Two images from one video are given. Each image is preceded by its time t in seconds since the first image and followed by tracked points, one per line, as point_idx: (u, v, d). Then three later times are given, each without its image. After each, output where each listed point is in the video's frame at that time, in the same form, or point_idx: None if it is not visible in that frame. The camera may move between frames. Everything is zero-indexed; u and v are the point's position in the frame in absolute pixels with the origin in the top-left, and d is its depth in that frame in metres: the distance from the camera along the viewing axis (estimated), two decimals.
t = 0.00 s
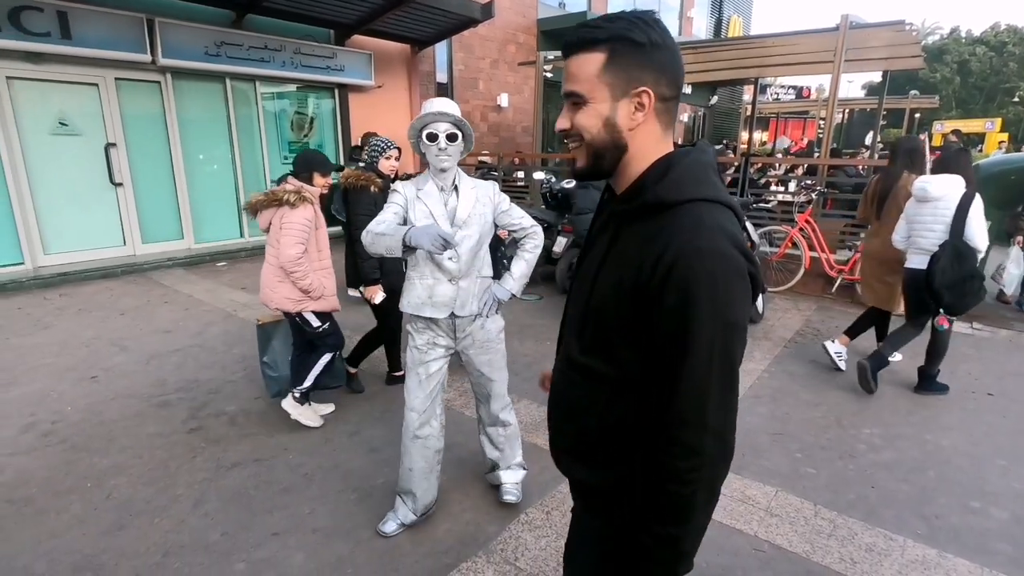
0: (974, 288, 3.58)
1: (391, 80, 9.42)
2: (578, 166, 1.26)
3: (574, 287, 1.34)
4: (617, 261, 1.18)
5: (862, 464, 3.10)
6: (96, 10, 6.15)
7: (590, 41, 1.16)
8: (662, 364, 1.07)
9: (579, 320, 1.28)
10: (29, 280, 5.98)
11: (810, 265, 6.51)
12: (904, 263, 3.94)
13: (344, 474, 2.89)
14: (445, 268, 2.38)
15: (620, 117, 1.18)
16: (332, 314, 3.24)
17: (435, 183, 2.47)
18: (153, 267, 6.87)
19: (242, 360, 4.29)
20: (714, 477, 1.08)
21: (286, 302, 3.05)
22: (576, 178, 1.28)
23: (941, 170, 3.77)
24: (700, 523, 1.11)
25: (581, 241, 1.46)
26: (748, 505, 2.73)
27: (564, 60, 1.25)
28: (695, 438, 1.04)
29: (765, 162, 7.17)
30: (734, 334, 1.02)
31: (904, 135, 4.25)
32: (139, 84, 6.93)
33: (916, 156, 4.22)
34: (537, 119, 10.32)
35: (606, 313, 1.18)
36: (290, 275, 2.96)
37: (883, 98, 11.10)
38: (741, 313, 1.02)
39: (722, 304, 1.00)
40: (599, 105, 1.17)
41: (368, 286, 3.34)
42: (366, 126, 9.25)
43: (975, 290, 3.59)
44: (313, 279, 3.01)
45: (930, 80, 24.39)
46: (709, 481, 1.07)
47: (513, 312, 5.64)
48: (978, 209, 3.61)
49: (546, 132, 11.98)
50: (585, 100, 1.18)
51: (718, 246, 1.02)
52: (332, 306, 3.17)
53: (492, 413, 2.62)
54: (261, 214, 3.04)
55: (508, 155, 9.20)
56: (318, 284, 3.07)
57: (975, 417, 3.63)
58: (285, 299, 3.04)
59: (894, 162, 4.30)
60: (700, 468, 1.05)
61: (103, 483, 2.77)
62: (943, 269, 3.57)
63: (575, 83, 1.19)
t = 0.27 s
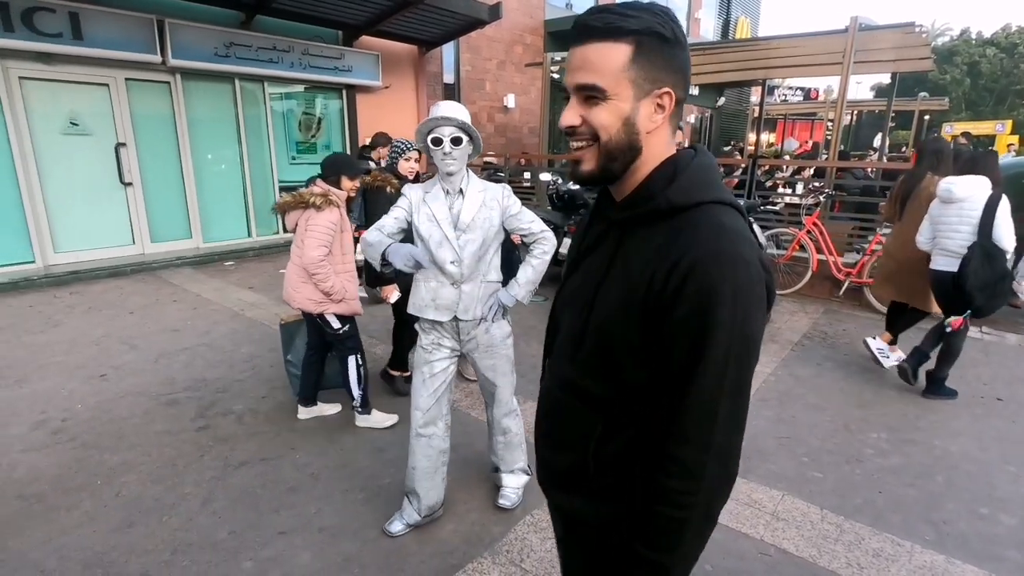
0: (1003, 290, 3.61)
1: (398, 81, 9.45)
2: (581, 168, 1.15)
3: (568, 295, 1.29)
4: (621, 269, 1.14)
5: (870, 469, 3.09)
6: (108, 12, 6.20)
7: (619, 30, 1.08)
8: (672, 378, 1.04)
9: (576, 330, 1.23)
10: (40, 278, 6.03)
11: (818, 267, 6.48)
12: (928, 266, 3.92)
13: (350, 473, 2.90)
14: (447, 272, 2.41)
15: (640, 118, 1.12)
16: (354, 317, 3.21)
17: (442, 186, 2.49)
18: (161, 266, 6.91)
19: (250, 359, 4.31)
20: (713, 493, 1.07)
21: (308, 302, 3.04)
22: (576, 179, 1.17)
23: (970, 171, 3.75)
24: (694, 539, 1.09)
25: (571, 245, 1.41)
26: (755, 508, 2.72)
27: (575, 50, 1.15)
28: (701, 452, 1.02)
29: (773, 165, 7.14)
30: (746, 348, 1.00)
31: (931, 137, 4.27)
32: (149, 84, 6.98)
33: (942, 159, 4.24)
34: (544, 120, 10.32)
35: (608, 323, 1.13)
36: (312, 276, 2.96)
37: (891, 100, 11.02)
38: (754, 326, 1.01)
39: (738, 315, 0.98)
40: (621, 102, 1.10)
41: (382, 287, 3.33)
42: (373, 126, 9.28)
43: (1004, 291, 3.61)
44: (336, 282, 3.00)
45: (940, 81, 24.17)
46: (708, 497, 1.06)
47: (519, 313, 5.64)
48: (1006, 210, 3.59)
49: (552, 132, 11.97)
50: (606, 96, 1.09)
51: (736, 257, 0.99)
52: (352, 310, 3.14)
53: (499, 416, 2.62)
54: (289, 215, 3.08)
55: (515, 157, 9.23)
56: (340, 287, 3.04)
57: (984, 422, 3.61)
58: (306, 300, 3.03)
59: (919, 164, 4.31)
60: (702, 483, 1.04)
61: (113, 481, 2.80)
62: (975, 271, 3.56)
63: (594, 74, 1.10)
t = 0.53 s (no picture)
0: None
1: (406, 83, 9.50)
2: (576, 175, 1.02)
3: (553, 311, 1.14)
4: (619, 278, 1.00)
5: (875, 475, 3.08)
6: (119, 14, 6.27)
7: (618, 24, 0.96)
8: (681, 400, 0.91)
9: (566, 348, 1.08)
10: (51, 277, 6.10)
11: (825, 272, 6.45)
12: (950, 271, 3.93)
13: (356, 474, 2.93)
14: (453, 275, 2.43)
15: (639, 119, 0.99)
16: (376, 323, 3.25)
17: (449, 190, 2.51)
18: (170, 266, 6.97)
19: (257, 359, 4.35)
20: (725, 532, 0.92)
21: (336, 309, 3.08)
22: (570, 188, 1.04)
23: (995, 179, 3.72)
24: None
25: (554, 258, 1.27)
26: (759, 514, 2.72)
27: (566, 46, 1.02)
28: (715, 483, 0.88)
29: (780, 169, 7.13)
30: (766, 362, 0.87)
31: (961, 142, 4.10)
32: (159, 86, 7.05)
33: (968, 164, 4.06)
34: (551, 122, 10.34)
35: (603, 335, 0.99)
36: (341, 284, 2.99)
37: (900, 103, 10.97)
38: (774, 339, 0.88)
39: (759, 325, 0.85)
40: (622, 102, 0.97)
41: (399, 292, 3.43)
42: (381, 127, 9.33)
43: None
44: (364, 289, 3.05)
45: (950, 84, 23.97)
46: (718, 538, 0.91)
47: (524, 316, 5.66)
48: None
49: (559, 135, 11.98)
50: (606, 95, 0.97)
51: (754, 260, 0.88)
52: (380, 317, 3.19)
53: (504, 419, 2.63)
54: (317, 222, 3.10)
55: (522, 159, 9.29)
56: (368, 294, 3.09)
57: (991, 430, 3.59)
58: (335, 306, 3.07)
59: (943, 168, 4.15)
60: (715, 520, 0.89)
61: (122, 479, 2.83)
62: (998, 277, 3.51)
63: (591, 72, 0.97)
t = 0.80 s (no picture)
0: None
1: (411, 88, 9.55)
2: (556, 186, 1.00)
3: (527, 331, 1.09)
4: (611, 298, 0.98)
5: (876, 485, 3.07)
6: (128, 19, 6.33)
7: (603, 26, 0.95)
8: (683, 423, 0.90)
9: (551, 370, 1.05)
10: (58, 279, 6.15)
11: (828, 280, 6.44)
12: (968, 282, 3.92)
13: (357, 479, 2.94)
14: (457, 279, 2.44)
15: (624, 128, 0.98)
16: (395, 329, 3.29)
17: (451, 194, 2.53)
18: (175, 268, 7.02)
19: (260, 363, 4.37)
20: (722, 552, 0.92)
21: (357, 313, 3.14)
22: (549, 198, 1.02)
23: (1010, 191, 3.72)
24: None
25: (520, 274, 1.21)
26: (759, 523, 2.72)
27: (546, 48, 1.00)
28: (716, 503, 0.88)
29: (783, 176, 7.12)
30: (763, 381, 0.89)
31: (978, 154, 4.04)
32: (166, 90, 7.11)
33: (988, 175, 3.99)
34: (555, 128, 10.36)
35: (597, 356, 0.98)
36: (363, 290, 3.03)
37: (905, 110, 10.95)
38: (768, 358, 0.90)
39: (758, 344, 0.87)
40: (606, 110, 0.96)
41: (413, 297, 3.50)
42: (385, 132, 9.37)
43: None
44: (386, 295, 3.09)
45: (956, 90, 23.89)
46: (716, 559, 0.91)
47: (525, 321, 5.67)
48: None
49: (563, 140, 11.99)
50: (590, 102, 0.95)
51: (751, 282, 0.89)
52: (403, 322, 3.23)
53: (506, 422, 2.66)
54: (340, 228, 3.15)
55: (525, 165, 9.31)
56: (390, 299, 3.12)
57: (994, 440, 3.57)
58: (356, 309, 3.14)
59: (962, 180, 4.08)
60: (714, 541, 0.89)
61: (124, 482, 2.85)
62: (1008, 288, 3.52)
63: (575, 77, 0.96)
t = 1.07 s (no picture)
0: None
1: (412, 97, 9.62)
2: (510, 208, 0.98)
3: (486, 355, 1.08)
4: (577, 322, 0.99)
5: (871, 496, 3.07)
6: (132, 28, 6.40)
7: (551, 40, 0.94)
8: (656, 448, 0.93)
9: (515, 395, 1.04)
10: (57, 285, 6.17)
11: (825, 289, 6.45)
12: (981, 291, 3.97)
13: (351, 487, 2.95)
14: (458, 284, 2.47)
15: (575, 146, 0.98)
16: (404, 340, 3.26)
17: (450, 201, 2.54)
18: (174, 274, 7.04)
19: (257, 370, 4.38)
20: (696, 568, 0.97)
21: (365, 321, 3.12)
22: (503, 221, 1.00)
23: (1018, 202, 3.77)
24: None
25: (466, 293, 1.19)
26: (754, 533, 2.72)
27: (493, 61, 0.98)
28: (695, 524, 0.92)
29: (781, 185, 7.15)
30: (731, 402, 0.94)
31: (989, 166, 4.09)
32: (168, 97, 7.17)
33: (1002, 187, 4.06)
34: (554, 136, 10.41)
35: (568, 384, 0.98)
36: (374, 299, 3.04)
37: (904, 121, 11.00)
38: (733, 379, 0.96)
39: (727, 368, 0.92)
40: (557, 127, 0.95)
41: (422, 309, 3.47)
42: (386, 140, 9.41)
43: None
44: (395, 305, 3.06)
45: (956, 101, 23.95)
46: None
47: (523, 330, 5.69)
48: None
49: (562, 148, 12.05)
50: (540, 120, 0.94)
51: (716, 306, 0.94)
52: (411, 335, 3.12)
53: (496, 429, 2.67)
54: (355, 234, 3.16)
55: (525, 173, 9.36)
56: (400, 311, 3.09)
57: (990, 451, 3.57)
58: (365, 318, 3.12)
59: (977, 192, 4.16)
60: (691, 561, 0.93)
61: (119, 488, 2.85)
62: (1015, 298, 3.59)
63: (524, 94, 0.94)
